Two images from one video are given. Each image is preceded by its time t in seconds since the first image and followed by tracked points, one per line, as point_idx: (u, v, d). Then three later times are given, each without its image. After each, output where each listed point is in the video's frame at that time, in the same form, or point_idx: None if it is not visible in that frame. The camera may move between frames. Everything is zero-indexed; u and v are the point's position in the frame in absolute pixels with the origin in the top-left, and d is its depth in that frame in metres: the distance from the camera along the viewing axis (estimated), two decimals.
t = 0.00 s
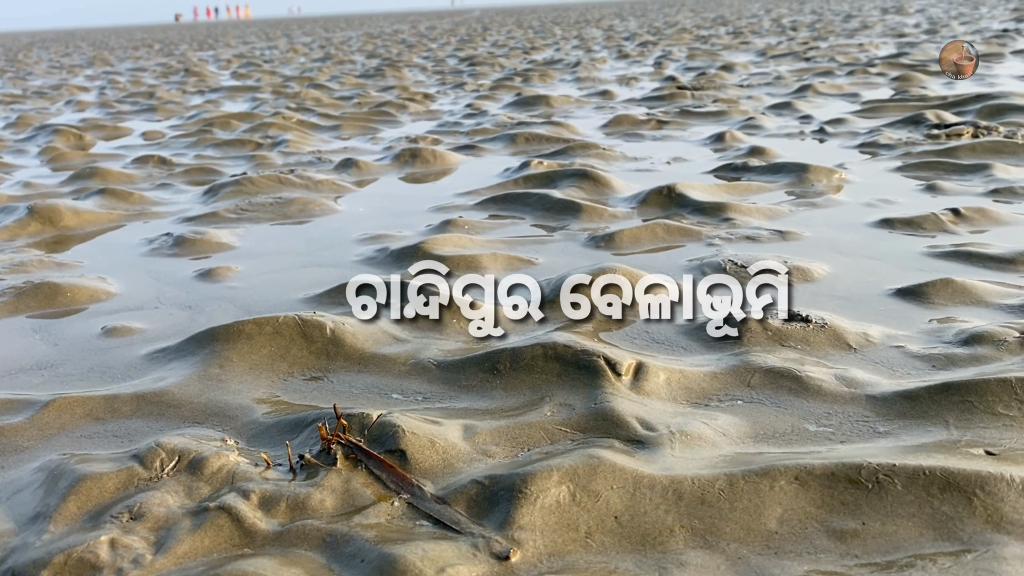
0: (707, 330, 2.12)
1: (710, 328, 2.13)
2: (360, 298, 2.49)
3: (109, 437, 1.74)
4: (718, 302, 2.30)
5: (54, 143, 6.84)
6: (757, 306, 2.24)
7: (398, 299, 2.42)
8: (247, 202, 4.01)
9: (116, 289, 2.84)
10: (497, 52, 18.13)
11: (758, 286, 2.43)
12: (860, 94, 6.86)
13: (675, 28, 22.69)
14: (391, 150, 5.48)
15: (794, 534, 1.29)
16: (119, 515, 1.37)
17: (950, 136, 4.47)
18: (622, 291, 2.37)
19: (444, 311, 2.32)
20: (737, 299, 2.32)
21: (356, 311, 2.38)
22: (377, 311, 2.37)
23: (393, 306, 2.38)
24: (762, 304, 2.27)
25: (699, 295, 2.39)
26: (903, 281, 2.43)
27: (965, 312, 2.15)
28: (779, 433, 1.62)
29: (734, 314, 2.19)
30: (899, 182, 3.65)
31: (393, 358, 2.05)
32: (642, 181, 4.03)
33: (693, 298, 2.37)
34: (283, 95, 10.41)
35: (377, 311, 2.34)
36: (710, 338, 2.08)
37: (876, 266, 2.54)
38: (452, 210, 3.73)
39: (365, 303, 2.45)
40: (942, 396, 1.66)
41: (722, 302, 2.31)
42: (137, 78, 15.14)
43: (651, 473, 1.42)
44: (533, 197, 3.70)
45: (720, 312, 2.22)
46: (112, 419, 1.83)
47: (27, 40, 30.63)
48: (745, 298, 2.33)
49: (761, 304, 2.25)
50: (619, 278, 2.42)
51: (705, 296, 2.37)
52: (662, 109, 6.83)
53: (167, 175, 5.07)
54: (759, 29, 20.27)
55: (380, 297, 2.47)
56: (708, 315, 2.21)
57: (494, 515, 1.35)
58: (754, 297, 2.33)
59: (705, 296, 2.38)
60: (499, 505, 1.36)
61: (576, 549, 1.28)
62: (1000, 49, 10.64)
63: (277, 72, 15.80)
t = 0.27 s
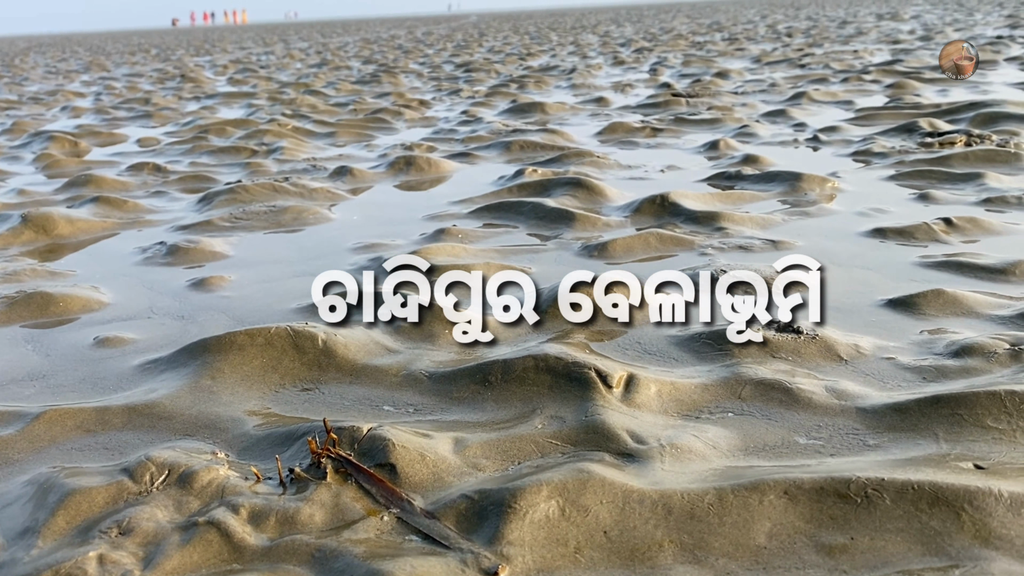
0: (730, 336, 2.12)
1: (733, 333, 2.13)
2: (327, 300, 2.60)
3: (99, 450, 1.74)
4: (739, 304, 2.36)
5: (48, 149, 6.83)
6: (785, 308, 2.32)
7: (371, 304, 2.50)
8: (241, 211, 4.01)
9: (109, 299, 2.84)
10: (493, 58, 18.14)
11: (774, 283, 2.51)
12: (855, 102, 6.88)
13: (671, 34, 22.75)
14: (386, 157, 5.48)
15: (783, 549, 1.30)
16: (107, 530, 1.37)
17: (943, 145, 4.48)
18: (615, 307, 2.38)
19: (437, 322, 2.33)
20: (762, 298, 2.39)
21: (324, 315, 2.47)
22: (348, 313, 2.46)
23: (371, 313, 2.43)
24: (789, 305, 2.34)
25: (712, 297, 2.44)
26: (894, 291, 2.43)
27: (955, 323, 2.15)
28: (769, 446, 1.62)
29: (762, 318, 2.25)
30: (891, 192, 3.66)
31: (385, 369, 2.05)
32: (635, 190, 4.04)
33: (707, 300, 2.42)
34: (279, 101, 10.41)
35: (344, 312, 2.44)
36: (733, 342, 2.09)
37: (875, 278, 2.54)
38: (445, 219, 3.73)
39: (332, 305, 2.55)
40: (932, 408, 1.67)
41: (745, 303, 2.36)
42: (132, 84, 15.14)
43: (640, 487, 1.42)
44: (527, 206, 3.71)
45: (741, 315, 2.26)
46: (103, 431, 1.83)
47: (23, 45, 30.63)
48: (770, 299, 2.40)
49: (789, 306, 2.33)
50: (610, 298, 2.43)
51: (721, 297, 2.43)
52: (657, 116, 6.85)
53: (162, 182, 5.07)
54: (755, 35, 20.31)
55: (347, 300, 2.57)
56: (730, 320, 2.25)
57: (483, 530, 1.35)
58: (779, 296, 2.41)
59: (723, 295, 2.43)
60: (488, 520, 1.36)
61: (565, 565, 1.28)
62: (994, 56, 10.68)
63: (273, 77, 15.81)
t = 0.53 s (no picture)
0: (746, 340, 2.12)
1: (749, 337, 2.13)
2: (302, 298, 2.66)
3: (92, 459, 1.74)
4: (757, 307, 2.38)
5: (45, 155, 6.83)
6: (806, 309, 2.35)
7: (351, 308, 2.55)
8: (236, 217, 4.01)
9: (103, 306, 2.83)
10: (490, 62, 18.16)
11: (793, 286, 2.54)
12: (850, 107, 6.90)
13: (667, 38, 22.79)
14: (382, 163, 5.48)
15: (774, 560, 1.30)
16: (99, 541, 1.37)
17: (937, 151, 4.50)
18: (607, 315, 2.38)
19: (431, 331, 2.32)
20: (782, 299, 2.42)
21: (301, 317, 2.54)
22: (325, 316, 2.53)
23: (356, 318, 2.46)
24: (810, 305, 2.37)
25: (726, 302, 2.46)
26: (888, 299, 2.44)
27: (949, 331, 2.16)
28: (761, 455, 1.62)
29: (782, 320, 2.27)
30: (886, 198, 3.67)
31: (378, 378, 2.05)
32: (631, 196, 4.05)
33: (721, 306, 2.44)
34: (275, 106, 10.42)
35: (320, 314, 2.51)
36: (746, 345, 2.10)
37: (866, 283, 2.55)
38: (441, 225, 3.74)
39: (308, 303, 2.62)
40: (924, 418, 1.67)
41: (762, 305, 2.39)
42: (129, 88, 15.14)
43: (632, 497, 1.42)
44: (522, 212, 3.71)
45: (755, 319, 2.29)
46: (96, 440, 1.83)
47: (20, 48, 30.64)
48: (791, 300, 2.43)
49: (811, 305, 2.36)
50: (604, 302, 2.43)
51: (738, 299, 2.47)
52: (653, 121, 6.86)
53: (158, 188, 5.07)
54: (751, 40, 20.36)
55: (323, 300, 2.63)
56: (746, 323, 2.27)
57: (474, 541, 1.35)
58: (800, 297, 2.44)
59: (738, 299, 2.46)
60: (480, 531, 1.37)
61: None
62: (989, 61, 10.72)
63: (270, 82, 15.82)
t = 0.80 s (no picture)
0: (755, 343, 2.17)
1: (758, 339, 2.18)
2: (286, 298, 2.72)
3: (82, 471, 1.74)
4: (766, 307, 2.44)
5: (39, 161, 6.82)
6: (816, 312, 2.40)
7: (336, 310, 2.60)
8: (230, 224, 4.01)
9: (95, 315, 2.83)
10: (486, 68, 18.19)
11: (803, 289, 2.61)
12: (844, 114, 6.92)
13: (663, 44, 22.84)
14: (377, 170, 5.49)
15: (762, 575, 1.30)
16: (88, 555, 1.38)
17: (930, 159, 4.51)
18: (598, 325, 2.39)
19: (423, 341, 2.32)
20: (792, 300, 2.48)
21: (286, 318, 2.60)
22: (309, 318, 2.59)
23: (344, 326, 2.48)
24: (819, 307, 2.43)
25: (734, 306, 2.52)
26: (880, 308, 2.45)
27: (940, 341, 2.17)
28: (751, 468, 1.63)
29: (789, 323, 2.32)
30: (879, 207, 3.68)
31: (370, 389, 2.05)
32: (624, 204, 4.06)
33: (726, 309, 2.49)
34: (271, 112, 10.42)
35: (306, 315, 2.58)
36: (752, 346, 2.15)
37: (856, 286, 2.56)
38: (435, 233, 3.74)
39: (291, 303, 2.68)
40: (913, 430, 1.67)
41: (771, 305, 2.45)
42: (125, 94, 15.13)
43: (621, 510, 1.43)
44: (516, 220, 3.72)
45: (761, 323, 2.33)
46: (87, 451, 1.83)
47: (17, 53, 30.63)
48: (805, 301, 2.49)
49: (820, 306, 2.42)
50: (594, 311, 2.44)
51: (748, 298, 2.54)
52: (648, 128, 6.88)
53: (152, 195, 5.07)
54: (746, 46, 20.42)
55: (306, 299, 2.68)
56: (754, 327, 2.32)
57: (464, 555, 1.36)
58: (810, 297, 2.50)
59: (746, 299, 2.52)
60: (469, 545, 1.37)
61: None
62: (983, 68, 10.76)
63: (266, 87, 15.82)
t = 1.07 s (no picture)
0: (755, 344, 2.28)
1: (759, 339, 2.29)
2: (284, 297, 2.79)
3: (72, 483, 1.74)
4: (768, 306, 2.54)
5: (34, 167, 6.82)
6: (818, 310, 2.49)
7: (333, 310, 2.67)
8: (224, 232, 4.00)
9: (88, 324, 2.83)
10: (482, 73, 18.21)
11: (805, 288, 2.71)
12: (838, 121, 6.94)
13: (659, 50, 22.89)
14: (372, 177, 5.49)
15: None
16: (77, 569, 1.38)
17: (923, 167, 4.52)
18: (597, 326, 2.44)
19: (415, 350, 2.31)
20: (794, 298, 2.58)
21: (282, 317, 2.66)
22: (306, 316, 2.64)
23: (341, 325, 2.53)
24: (820, 306, 2.52)
25: (739, 305, 2.60)
26: (870, 317, 2.46)
27: (931, 352, 2.17)
28: (741, 479, 1.63)
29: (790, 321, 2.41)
30: (871, 215, 3.69)
31: (362, 400, 2.05)
32: (619, 212, 4.06)
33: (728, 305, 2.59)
34: (267, 118, 10.43)
35: (304, 313, 2.63)
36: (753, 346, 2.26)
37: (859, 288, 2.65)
38: (429, 241, 3.75)
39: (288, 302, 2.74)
40: (902, 441, 1.68)
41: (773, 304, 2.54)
42: (121, 99, 15.13)
43: (610, 523, 1.43)
44: (510, 228, 3.72)
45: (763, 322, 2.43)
46: (77, 463, 1.82)
47: (13, 57, 30.64)
48: (809, 302, 2.57)
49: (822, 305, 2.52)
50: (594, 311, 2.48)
51: (751, 298, 2.62)
52: (642, 135, 6.89)
53: (147, 202, 5.07)
54: (741, 52, 20.46)
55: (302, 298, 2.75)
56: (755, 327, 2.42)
57: (453, 569, 1.36)
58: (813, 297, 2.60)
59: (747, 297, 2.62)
60: (458, 559, 1.37)
61: None
62: (977, 75, 10.80)
63: (262, 93, 15.82)
